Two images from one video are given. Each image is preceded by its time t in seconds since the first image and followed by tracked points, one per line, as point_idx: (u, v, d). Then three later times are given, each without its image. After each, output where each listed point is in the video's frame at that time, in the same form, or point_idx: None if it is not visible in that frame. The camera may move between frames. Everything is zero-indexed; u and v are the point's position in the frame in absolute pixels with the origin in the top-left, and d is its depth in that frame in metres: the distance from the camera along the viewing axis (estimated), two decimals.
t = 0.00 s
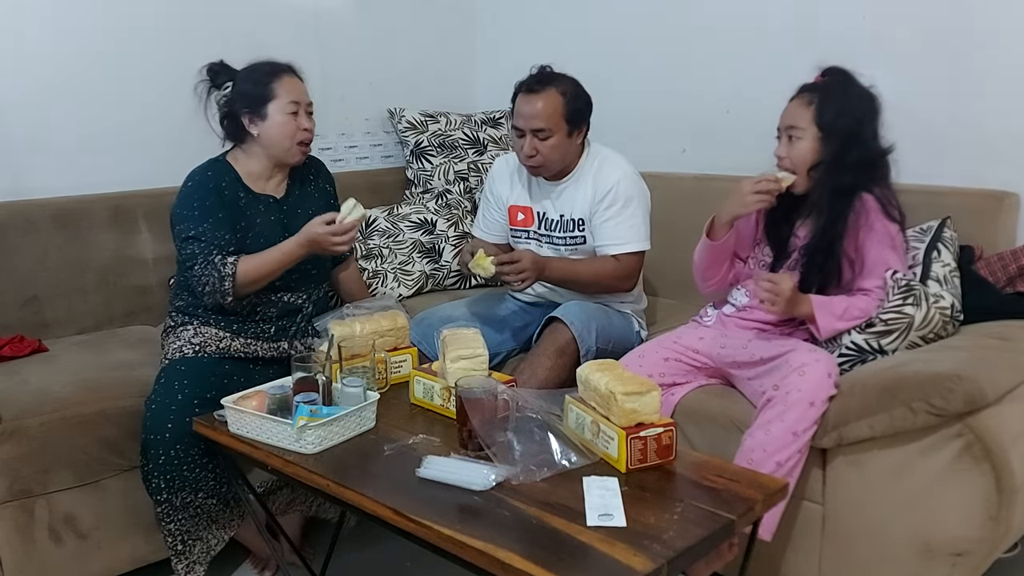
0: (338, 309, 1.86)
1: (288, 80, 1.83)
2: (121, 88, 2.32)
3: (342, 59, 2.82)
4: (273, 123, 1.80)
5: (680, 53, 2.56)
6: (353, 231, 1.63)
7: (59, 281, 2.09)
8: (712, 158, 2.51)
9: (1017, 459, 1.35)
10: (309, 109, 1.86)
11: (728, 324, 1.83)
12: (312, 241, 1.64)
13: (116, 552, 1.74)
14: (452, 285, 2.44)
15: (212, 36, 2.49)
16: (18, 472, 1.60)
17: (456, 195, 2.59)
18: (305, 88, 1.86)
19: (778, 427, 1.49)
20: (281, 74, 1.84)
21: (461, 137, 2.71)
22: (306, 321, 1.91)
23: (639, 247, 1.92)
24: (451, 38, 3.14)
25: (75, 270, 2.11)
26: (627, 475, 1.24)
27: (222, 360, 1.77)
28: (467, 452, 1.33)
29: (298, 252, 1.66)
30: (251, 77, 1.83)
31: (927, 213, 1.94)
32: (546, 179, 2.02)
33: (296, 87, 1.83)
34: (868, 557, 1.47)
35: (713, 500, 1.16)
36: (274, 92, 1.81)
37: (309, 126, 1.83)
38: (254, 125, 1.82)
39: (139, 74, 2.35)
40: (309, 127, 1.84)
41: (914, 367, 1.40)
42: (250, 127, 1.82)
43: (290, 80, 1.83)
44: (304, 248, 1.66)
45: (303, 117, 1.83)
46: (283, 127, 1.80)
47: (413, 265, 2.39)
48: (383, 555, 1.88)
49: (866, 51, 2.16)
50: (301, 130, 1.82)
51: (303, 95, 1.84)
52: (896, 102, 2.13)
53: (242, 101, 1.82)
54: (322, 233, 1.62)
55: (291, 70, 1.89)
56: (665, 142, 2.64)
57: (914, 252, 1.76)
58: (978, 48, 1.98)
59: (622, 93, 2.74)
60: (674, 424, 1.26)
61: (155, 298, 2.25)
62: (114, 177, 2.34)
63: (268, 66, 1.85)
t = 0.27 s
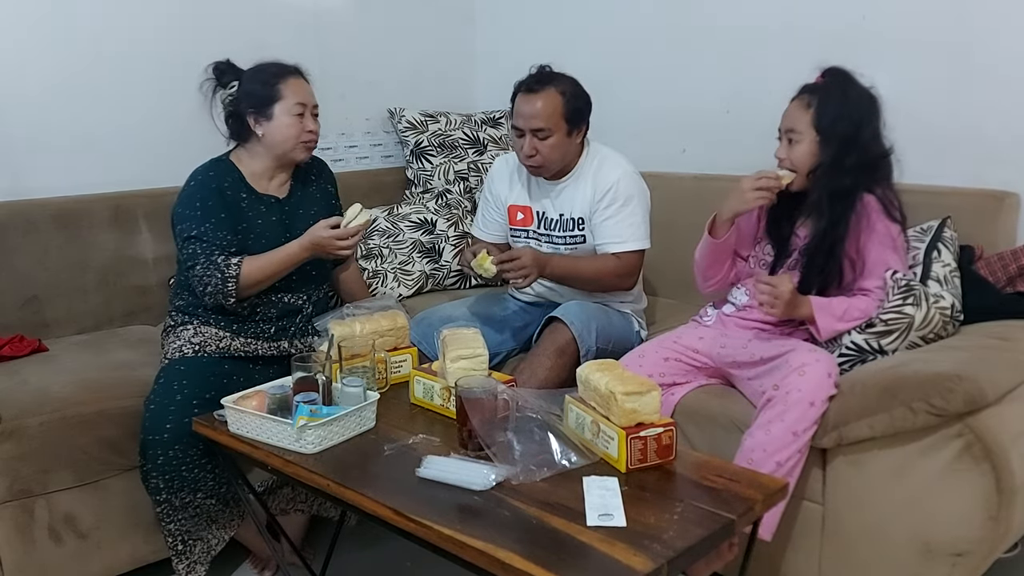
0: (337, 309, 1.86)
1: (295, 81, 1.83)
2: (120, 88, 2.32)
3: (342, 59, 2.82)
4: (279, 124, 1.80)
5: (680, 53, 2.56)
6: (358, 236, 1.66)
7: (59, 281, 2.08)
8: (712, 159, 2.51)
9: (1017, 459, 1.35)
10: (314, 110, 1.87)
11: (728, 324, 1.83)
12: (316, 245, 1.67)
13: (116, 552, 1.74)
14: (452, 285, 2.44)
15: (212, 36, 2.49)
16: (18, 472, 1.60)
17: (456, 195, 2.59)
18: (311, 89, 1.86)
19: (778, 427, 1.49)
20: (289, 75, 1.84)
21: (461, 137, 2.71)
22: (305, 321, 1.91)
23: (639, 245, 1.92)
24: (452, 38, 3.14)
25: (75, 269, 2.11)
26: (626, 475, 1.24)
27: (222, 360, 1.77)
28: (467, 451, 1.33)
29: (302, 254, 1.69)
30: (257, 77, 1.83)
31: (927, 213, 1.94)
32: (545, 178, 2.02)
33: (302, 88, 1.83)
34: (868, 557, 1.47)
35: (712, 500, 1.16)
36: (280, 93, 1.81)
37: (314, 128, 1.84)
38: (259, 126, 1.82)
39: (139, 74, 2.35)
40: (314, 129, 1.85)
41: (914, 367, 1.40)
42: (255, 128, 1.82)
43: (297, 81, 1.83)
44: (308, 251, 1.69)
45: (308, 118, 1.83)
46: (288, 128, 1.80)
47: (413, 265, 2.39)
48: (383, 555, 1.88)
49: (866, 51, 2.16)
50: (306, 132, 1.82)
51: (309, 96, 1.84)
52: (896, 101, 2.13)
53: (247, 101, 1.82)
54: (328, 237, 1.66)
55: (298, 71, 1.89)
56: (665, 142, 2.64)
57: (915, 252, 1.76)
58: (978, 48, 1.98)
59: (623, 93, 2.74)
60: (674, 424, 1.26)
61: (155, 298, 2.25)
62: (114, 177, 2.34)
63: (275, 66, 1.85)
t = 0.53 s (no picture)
0: (338, 309, 1.86)
1: (300, 81, 1.83)
2: (120, 88, 2.32)
3: (342, 59, 2.82)
4: (284, 124, 1.80)
5: (681, 53, 2.56)
6: (361, 235, 1.66)
7: (59, 281, 2.08)
8: (712, 159, 2.51)
9: (1017, 459, 1.35)
10: (319, 110, 1.87)
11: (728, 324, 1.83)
12: (319, 244, 1.67)
13: (116, 552, 1.74)
14: (451, 285, 2.44)
15: (212, 36, 2.49)
16: (18, 472, 1.60)
17: (456, 195, 2.59)
18: (316, 89, 1.87)
19: (778, 427, 1.49)
20: (293, 75, 1.84)
21: (461, 137, 2.71)
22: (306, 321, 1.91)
23: (639, 245, 1.92)
24: (452, 38, 3.14)
25: (75, 269, 2.11)
26: (626, 475, 1.24)
27: (220, 360, 1.76)
28: (467, 452, 1.33)
29: (304, 254, 1.69)
30: (262, 78, 1.83)
31: (926, 213, 1.94)
32: (545, 179, 2.02)
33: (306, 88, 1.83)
34: (868, 557, 1.47)
35: (712, 499, 1.16)
36: (286, 93, 1.81)
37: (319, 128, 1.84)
38: (265, 126, 1.82)
39: (139, 74, 2.35)
40: (320, 128, 1.85)
41: (915, 367, 1.40)
42: (261, 128, 1.82)
43: (302, 82, 1.83)
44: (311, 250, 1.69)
45: (313, 118, 1.83)
46: (294, 128, 1.80)
47: (413, 265, 2.39)
48: (383, 555, 1.88)
49: (866, 51, 2.16)
50: (311, 132, 1.82)
51: (314, 96, 1.84)
52: (896, 101, 2.13)
53: (252, 101, 1.82)
54: (331, 236, 1.66)
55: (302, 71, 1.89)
56: (665, 142, 2.64)
57: (915, 252, 1.76)
58: (978, 48, 1.98)
59: (622, 93, 2.74)
60: (674, 424, 1.26)
61: (155, 298, 2.25)
62: (114, 177, 2.34)
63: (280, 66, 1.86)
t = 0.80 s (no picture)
0: (337, 309, 1.85)
1: (300, 79, 1.83)
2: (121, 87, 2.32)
3: (342, 58, 2.82)
4: (287, 123, 1.80)
5: (681, 52, 2.55)
6: (359, 229, 1.64)
7: (59, 281, 2.08)
8: (712, 159, 2.51)
9: (1017, 459, 1.35)
10: (321, 108, 1.87)
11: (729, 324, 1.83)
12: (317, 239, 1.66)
13: (115, 552, 1.74)
14: (451, 285, 2.44)
15: (211, 36, 2.48)
16: (17, 472, 1.60)
17: (456, 195, 2.59)
18: (316, 87, 1.87)
19: (777, 427, 1.49)
20: (294, 73, 1.84)
21: (461, 137, 2.71)
22: (306, 321, 1.91)
23: (640, 244, 1.92)
24: (452, 38, 3.14)
25: (74, 269, 2.11)
26: (626, 475, 1.24)
27: (218, 358, 1.76)
28: (467, 451, 1.33)
29: (303, 249, 1.68)
30: (263, 76, 1.83)
31: (926, 213, 1.94)
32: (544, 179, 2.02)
33: (305, 86, 1.83)
34: (868, 557, 1.47)
35: (712, 499, 1.16)
36: (287, 92, 1.81)
37: (321, 125, 1.84)
38: (267, 125, 1.82)
39: (138, 74, 2.35)
40: (321, 126, 1.85)
41: (915, 367, 1.40)
42: (263, 127, 1.82)
43: (302, 80, 1.83)
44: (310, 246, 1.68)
45: (315, 115, 1.84)
46: (296, 126, 1.80)
47: (413, 264, 2.39)
48: (383, 555, 1.88)
49: (866, 50, 2.16)
50: (314, 129, 1.82)
51: (315, 94, 1.84)
52: (896, 101, 2.13)
53: (254, 100, 1.82)
54: (329, 231, 1.64)
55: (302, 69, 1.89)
56: (665, 142, 2.64)
57: (915, 252, 1.76)
58: (978, 48, 1.98)
59: (622, 93, 2.74)
60: (674, 424, 1.26)
61: (155, 298, 2.25)
62: (114, 177, 2.34)
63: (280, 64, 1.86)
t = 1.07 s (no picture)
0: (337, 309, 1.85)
1: (296, 75, 1.83)
2: (121, 86, 2.32)
3: (342, 59, 2.82)
4: (286, 120, 1.79)
5: (681, 52, 2.55)
6: (343, 185, 1.56)
7: (59, 281, 2.08)
8: (712, 159, 2.51)
9: (1016, 459, 1.35)
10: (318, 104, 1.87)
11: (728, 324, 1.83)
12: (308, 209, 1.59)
13: (115, 552, 1.74)
14: (451, 285, 2.44)
15: (211, 36, 2.48)
16: (17, 472, 1.60)
17: (456, 195, 2.59)
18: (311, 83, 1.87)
19: (777, 427, 1.49)
20: (289, 70, 1.84)
21: (461, 137, 2.71)
22: (306, 321, 1.90)
23: (641, 244, 1.92)
24: (452, 39, 3.14)
25: (74, 269, 2.11)
26: (626, 475, 1.24)
27: (218, 358, 1.76)
28: (467, 451, 1.33)
29: (295, 223, 1.62)
30: (260, 75, 1.83)
31: (926, 213, 1.94)
32: (544, 180, 2.02)
33: (301, 83, 1.82)
34: (868, 557, 1.47)
35: (712, 499, 1.16)
36: (284, 90, 1.80)
37: (320, 120, 1.84)
38: (265, 124, 1.81)
39: (138, 74, 2.35)
40: (320, 121, 1.85)
41: (915, 367, 1.40)
42: (262, 126, 1.82)
43: (298, 76, 1.83)
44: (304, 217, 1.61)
45: (313, 111, 1.83)
46: (296, 123, 1.80)
47: (413, 264, 2.39)
48: (382, 556, 1.88)
49: (866, 50, 2.16)
50: (314, 124, 1.82)
51: (311, 89, 1.84)
52: (896, 101, 2.13)
53: (252, 100, 1.82)
54: (316, 199, 1.57)
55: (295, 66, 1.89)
56: (665, 142, 2.64)
57: (915, 252, 1.76)
58: (978, 48, 1.98)
59: (622, 93, 2.74)
60: (674, 424, 1.26)
61: (155, 298, 2.25)
62: (114, 177, 2.34)
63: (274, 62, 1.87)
